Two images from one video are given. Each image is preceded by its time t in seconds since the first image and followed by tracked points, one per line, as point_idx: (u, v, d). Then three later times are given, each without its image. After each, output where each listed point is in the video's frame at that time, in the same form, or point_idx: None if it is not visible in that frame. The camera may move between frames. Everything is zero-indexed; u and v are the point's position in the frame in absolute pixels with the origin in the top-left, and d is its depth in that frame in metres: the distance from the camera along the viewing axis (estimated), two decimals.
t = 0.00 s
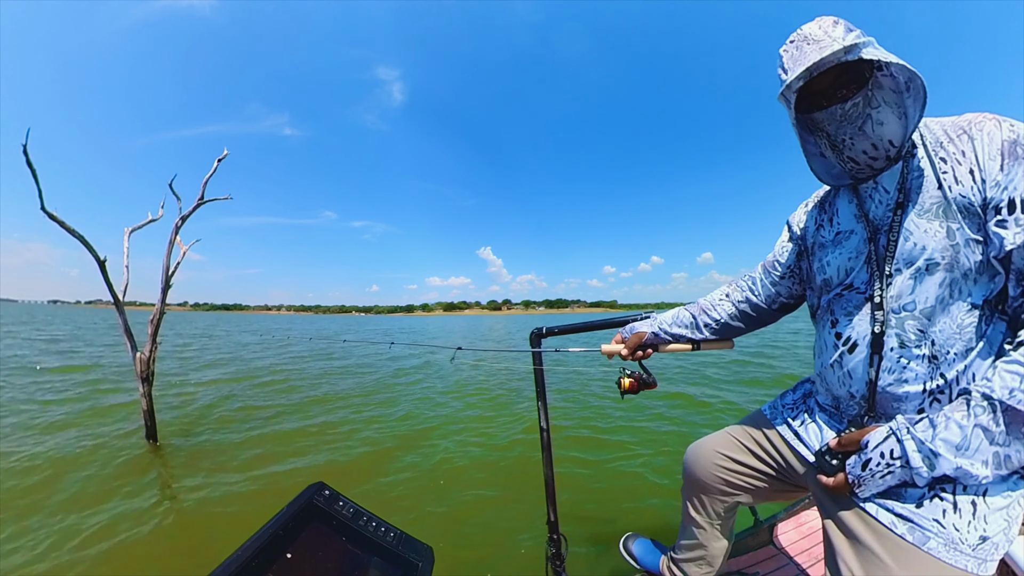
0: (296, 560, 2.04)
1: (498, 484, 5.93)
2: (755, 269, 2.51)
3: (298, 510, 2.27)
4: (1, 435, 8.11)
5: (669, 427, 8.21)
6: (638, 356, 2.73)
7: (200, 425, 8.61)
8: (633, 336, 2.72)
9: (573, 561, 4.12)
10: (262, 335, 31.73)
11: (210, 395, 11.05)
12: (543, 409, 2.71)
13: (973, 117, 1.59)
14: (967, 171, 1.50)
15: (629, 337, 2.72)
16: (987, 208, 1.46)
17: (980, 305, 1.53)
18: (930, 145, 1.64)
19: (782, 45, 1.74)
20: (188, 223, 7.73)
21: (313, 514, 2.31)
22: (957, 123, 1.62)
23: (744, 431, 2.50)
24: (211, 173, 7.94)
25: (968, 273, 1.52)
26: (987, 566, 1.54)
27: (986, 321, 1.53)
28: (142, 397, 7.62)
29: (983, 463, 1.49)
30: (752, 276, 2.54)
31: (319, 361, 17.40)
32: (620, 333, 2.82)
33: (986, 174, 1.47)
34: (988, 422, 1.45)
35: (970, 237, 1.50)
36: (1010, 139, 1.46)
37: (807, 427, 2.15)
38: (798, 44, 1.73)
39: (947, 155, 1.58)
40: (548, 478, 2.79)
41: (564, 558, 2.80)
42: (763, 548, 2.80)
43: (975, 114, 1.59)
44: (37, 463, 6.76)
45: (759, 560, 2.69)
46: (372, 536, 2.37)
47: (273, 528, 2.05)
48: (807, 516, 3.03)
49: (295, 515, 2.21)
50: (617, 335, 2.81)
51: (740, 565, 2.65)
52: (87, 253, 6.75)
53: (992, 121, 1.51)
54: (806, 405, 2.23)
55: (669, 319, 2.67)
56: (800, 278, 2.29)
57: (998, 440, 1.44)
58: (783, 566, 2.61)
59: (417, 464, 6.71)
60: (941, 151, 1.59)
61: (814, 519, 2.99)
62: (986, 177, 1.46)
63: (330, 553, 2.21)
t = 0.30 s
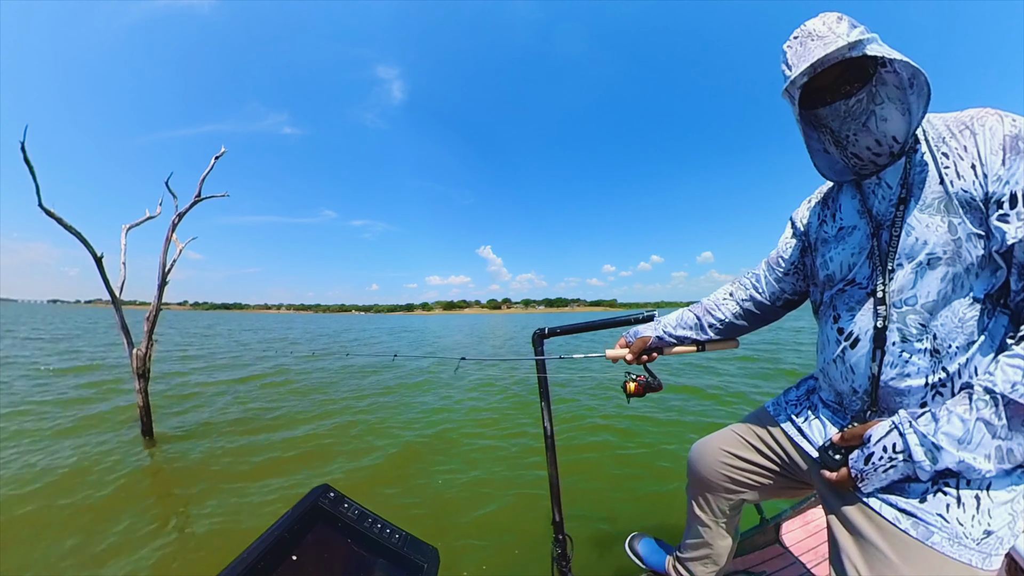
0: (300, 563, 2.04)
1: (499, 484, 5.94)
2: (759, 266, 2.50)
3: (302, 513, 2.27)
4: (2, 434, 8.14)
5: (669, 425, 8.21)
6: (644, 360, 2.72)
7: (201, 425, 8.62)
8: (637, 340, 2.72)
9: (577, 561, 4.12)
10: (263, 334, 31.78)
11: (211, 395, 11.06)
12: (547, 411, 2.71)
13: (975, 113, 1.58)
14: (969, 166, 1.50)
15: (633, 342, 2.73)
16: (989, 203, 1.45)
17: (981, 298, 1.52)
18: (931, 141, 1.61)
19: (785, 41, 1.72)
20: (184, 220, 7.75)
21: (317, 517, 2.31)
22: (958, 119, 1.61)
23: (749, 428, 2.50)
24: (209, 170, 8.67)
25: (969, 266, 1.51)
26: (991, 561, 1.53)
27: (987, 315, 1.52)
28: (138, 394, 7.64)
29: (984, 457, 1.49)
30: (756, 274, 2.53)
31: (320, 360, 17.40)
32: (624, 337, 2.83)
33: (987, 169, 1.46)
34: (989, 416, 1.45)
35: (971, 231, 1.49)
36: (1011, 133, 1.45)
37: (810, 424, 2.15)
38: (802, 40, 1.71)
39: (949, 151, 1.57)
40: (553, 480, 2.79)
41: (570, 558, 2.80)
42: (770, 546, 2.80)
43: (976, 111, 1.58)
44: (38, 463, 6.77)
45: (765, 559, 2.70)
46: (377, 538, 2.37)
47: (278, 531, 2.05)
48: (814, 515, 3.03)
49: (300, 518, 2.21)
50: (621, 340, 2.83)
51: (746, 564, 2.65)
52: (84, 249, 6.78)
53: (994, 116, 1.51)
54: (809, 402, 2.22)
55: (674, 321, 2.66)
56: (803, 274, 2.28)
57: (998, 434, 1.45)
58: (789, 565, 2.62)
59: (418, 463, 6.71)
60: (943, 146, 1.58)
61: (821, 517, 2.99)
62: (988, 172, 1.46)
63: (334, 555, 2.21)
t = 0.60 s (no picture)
0: (304, 562, 2.03)
1: (500, 484, 5.92)
2: (763, 270, 2.50)
3: (306, 512, 2.27)
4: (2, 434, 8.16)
5: (670, 425, 8.19)
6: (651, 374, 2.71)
7: (201, 425, 8.62)
8: (644, 354, 2.70)
9: (579, 562, 4.10)
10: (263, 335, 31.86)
11: (211, 395, 11.05)
12: (551, 415, 2.71)
13: (976, 109, 1.56)
14: (971, 163, 1.48)
15: (640, 355, 2.71)
16: (992, 199, 1.43)
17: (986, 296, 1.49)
18: (934, 138, 1.60)
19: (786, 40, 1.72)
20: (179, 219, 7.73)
21: (321, 517, 2.31)
22: (961, 115, 1.59)
23: (752, 428, 2.49)
24: (200, 172, 7.91)
25: (973, 264, 1.49)
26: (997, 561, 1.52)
27: (992, 313, 1.50)
28: (134, 392, 7.64)
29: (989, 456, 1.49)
30: (760, 277, 2.53)
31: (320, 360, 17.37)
32: (630, 351, 2.80)
33: (989, 165, 1.44)
34: (994, 414, 1.45)
35: (975, 228, 1.47)
36: (1013, 129, 1.43)
37: (814, 424, 2.14)
38: (803, 38, 1.71)
39: (951, 148, 1.55)
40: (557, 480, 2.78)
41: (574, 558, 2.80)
42: (775, 547, 2.80)
43: (978, 106, 1.57)
44: (37, 464, 6.75)
45: (770, 560, 2.69)
46: (381, 538, 2.37)
47: (283, 530, 2.06)
48: (819, 515, 3.03)
49: (304, 517, 2.21)
50: (627, 354, 2.80)
51: (750, 564, 2.65)
52: (79, 248, 6.79)
53: (996, 112, 1.49)
54: (814, 401, 2.22)
55: (680, 332, 2.65)
56: (808, 276, 2.27)
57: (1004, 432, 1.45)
58: (795, 565, 2.61)
59: (419, 463, 6.71)
60: (945, 143, 1.56)
61: (825, 517, 2.99)
62: (990, 168, 1.44)
63: (338, 555, 2.20)
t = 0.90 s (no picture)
0: (306, 558, 2.03)
1: (499, 485, 5.91)
2: (764, 271, 2.50)
3: (309, 509, 2.26)
4: None
5: (669, 425, 8.19)
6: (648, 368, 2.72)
7: (200, 425, 8.61)
8: (644, 347, 2.68)
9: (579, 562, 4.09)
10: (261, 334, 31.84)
11: (210, 395, 11.05)
12: (553, 410, 2.69)
13: (981, 107, 1.54)
14: (976, 163, 1.46)
15: (639, 348, 2.69)
16: (997, 201, 1.41)
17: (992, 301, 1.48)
18: (938, 137, 1.57)
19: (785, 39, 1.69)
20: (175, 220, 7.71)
21: (324, 513, 2.31)
22: (965, 114, 1.57)
23: (753, 431, 2.47)
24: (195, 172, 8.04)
25: (978, 268, 1.48)
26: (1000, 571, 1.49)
27: (996, 318, 1.48)
28: (131, 393, 7.63)
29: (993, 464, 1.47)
30: (762, 278, 2.53)
31: (319, 360, 17.37)
32: (629, 342, 2.80)
33: (994, 166, 1.42)
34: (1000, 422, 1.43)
35: (980, 231, 1.45)
36: (1020, 129, 1.41)
37: (816, 427, 2.11)
38: (802, 37, 1.67)
39: (955, 148, 1.53)
40: (558, 480, 2.77)
41: (575, 557, 2.79)
42: (775, 548, 2.80)
43: (982, 105, 1.55)
44: (35, 464, 6.74)
45: (770, 562, 2.69)
46: (383, 534, 2.36)
47: (285, 526, 2.05)
48: (821, 517, 3.01)
49: (307, 513, 2.21)
50: (626, 345, 2.79)
51: (750, 565, 2.64)
52: (75, 249, 6.77)
53: (1002, 110, 1.47)
54: (816, 405, 2.19)
55: (682, 329, 2.65)
56: (809, 278, 2.27)
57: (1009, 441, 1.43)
58: (796, 567, 2.60)
59: (417, 463, 6.70)
60: (949, 143, 1.54)
61: (827, 519, 2.98)
62: (995, 170, 1.42)
63: (340, 552, 2.20)
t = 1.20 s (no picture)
0: (309, 552, 2.01)
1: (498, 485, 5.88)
2: (769, 272, 2.48)
3: (311, 502, 2.25)
4: None
5: (667, 426, 8.18)
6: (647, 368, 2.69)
7: (199, 425, 8.60)
8: (644, 346, 2.67)
9: (576, 563, 4.05)
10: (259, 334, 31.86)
11: (210, 395, 11.05)
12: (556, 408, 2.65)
13: (992, 107, 1.48)
14: (986, 166, 1.40)
15: (639, 346, 2.68)
16: (1008, 205, 1.36)
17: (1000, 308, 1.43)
18: (946, 138, 1.51)
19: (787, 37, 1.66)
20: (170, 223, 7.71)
21: (326, 507, 2.29)
22: (976, 113, 1.51)
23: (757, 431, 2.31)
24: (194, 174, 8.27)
25: (986, 275, 1.42)
26: None
27: (1003, 326, 1.44)
28: (127, 395, 7.61)
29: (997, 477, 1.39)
30: (766, 280, 2.51)
31: (319, 360, 17.36)
32: (629, 340, 2.78)
33: (1006, 169, 1.36)
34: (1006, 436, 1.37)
35: (989, 237, 1.40)
36: None
37: (818, 433, 1.98)
38: (806, 33, 1.64)
39: (965, 149, 1.47)
40: (560, 477, 2.75)
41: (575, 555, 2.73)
42: (776, 550, 2.78)
43: (994, 104, 1.48)
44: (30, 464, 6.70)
45: (769, 563, 2.67)
46: (386, 529, 2.37)
47: (288, 519, 2.03)
48: (821, 520, 3.00)
49: (310, 507, 2.19)
50: (626, 343, 2.78)
51: (750, 567, 2.62)
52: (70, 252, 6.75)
53: (1013, 110, 1.41)
54: (820, 410, 2.03)
55: (684, 330, 2.63)
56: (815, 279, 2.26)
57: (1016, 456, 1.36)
58: (796, 569, 2.59)
59: (415, 463, 6.68)
60: (958, 145, 1.48)
61: (828, 523, 2.96)
62: (1006, 172, 1.36)
63: (343, 545, 2.19)
